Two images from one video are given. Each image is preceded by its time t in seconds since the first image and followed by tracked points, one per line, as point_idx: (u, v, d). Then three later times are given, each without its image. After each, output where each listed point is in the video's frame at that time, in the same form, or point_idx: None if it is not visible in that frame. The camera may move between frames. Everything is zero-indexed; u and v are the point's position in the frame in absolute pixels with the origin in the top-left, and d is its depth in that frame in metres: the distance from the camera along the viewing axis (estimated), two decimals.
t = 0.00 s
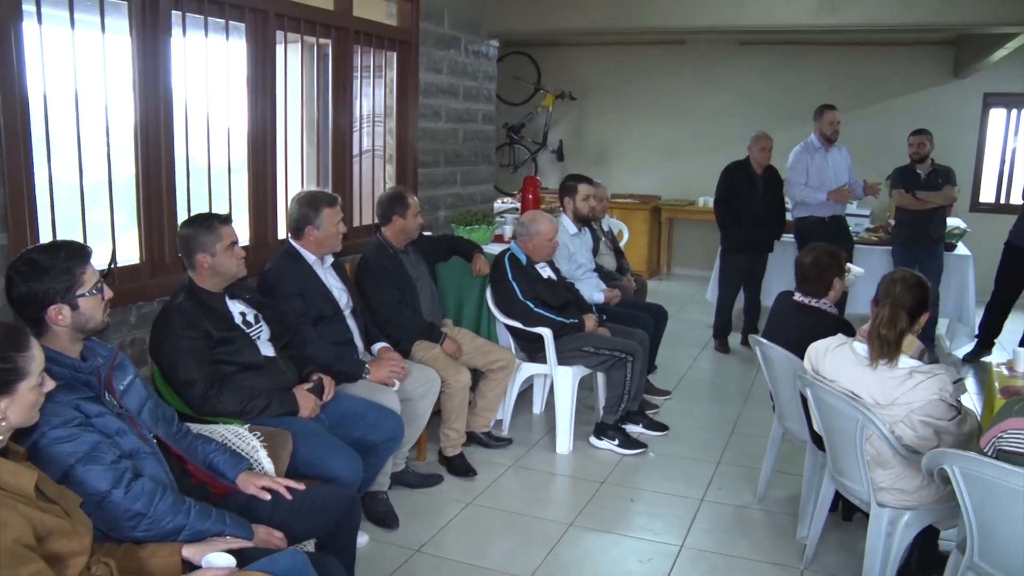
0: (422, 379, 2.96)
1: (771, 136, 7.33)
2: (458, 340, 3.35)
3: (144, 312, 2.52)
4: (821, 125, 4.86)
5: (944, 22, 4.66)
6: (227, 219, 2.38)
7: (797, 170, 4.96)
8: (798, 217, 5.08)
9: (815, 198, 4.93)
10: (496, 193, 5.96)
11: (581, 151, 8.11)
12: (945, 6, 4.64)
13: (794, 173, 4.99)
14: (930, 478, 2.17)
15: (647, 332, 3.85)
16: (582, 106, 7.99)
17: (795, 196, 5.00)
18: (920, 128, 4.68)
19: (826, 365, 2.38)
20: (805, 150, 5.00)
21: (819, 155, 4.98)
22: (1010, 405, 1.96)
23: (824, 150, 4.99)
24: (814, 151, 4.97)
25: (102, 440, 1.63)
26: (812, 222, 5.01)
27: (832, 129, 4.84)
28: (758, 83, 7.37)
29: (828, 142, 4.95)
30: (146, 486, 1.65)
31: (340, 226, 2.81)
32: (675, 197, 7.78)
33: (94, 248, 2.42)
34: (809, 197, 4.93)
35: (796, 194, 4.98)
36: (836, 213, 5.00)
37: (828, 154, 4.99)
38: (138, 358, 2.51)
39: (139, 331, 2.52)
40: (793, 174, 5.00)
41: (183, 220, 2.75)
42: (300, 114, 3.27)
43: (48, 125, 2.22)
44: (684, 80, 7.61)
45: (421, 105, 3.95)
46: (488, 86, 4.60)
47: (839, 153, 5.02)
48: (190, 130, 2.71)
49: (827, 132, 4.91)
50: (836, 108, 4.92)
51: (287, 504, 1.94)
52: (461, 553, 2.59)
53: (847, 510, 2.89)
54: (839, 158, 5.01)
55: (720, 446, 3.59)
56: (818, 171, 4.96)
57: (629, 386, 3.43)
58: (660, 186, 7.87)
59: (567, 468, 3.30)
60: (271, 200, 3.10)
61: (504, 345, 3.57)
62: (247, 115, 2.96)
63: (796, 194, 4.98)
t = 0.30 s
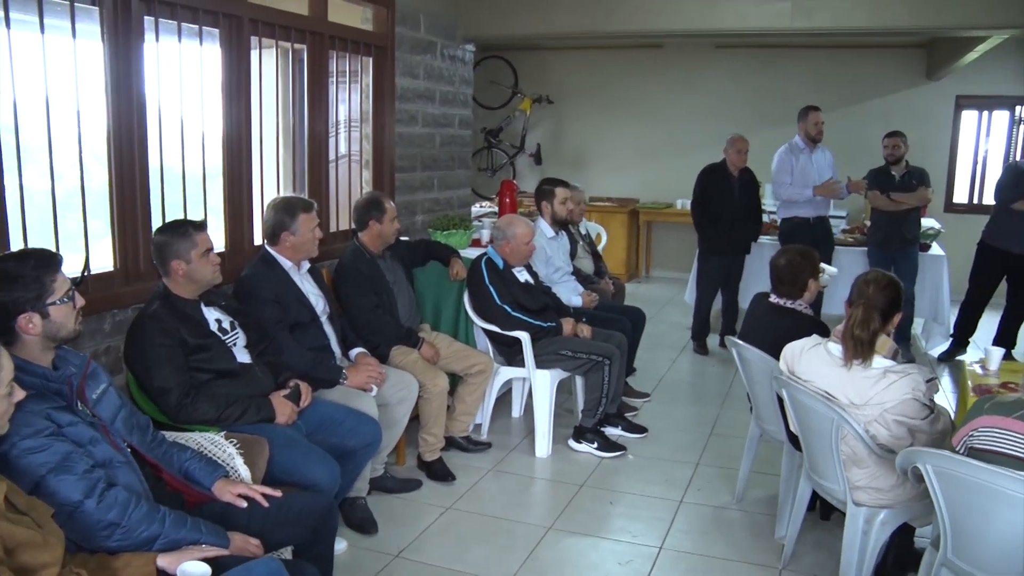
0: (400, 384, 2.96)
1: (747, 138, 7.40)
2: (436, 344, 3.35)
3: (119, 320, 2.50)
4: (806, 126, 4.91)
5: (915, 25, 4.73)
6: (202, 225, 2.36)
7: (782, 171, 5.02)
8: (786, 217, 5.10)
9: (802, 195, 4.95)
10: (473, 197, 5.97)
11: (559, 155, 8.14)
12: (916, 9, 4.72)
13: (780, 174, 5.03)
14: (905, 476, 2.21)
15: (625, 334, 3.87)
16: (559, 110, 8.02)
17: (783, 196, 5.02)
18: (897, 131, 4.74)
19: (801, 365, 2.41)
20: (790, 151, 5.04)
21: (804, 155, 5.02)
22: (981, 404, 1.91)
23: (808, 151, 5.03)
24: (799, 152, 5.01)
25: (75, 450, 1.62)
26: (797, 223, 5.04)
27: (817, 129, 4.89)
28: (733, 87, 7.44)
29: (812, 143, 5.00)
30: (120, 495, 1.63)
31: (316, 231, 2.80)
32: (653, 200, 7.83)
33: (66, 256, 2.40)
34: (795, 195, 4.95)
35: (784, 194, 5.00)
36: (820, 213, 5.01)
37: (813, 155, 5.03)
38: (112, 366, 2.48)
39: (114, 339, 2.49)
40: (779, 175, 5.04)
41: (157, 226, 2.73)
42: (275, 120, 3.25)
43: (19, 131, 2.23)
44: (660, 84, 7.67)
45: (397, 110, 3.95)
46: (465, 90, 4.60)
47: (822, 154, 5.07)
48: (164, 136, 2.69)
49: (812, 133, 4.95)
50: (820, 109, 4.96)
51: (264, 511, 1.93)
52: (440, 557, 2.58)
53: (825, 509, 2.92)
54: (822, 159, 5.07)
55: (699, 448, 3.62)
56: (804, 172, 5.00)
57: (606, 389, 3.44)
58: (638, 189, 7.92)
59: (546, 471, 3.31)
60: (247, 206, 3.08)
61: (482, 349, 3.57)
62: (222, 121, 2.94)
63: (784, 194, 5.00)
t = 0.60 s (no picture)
0: (378, 386, 2.95)
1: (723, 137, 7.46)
2: (414, 346, 3.35)
3: (93, 325, 2.47)
4: (791, 122, 4.94)
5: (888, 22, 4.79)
6: (176, 229, 2.34)
7: (767, 167, 5.06)
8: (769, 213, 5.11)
9: (789, 190, 4.99)
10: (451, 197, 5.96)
11: (536, 155, 8.15)
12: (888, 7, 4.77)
13: (766, 169, 5.06)
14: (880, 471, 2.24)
15: (603, 333, 3.89)
16: (536, 110, 8.04)
17: (768, 191, 5.04)
18: (871, 126, 4.80)
19: (777, 362, 2.44)
20: (775, 148, 5.09)
21: (789, 152, 5.07)
22: (951, 396, 1.88)
23: (793, 147, 5.07)
24: (784, 148, 5.06)
25: (47, 457, 1.60)
26: (782, 218, 5.04)
27: (801, 125, 4.93)
28: (708, 86, 7.50)
29: (797, 139, 5.05)
30: (93, 502, 1.61)
31: (292, 234, 2.78)
32: (630, 200, 7.87)
33: (38, 260, 2.37)
34: (783, 189, 4.98)
35: (769, 189, 5.03)
36: (804, 209, 5.04)
37: (797, 151, 5.08)
38: (86, 372, 2.45)
39: (88, 344, 2.46)
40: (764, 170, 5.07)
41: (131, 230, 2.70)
42: (250, 121, 3.23)
43: None
44: (636, 83, 7.71)
45: (373, 111, 3.94)
46: (441, 91, 4.60)
47: (806, 150, 5.12)
48: (137, 138, 2.67)
49: (797, 129, 4.99)
50: (805, 106, 5.00)
51: (241, 515, 1.92)
52: (420, 559, 2.58)
53: (803, 505, 2.95)
54: (806, 155, 5.11)
55: (678, 445, 3.64)
56: (789, 167, 5.04)
57: (585, 388, 3.45)
58: (616, 188, 7.95)
59: (526, 471, 3.32)
60: (222, 209, 3.06)
61: (460, 350, 3.57)
62: (195, 123, 2.92)
63: (769, 189, 5.02)
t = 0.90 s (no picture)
0: (355, 390, 2.94)
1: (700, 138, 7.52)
2: (391, 349, 3.34)
3: (65, 331, 2.45)
4: (775, 122, 4.98)
5: (861, 23, 4.83)
6: (150, 234, 2.32)
7: (752, 167, 5.09)
8: (750, 213, 5.15)
9: (774, 189, 5.03)
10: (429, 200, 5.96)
11: (514, 156, 8.16)
12: (861, 7, 4.83)
13: (751, 169, 5.09)
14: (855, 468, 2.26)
15: (580, 334, 3.90)
16: (513, 112, 8.05)
17: (755, 189, 5.07)
18: (846, 131, 4.82)
19: (752, 361, 2.46)
20: (759, 148, 5.14)
21: (772, 152, 5.12)
22: (924, 392, 1.91)
23: (777, 148, 5.12)
24: (768, 148, 5.10)
25: (16, 466, 1.58)
26: (764, 217, 5.09)
27: (786, 126, 4.97)
28: (684, 88, 7.56)
29: (781, 140, 5.09)
30: (64, 511, 1.60)
31: (267, 238, 2.77)
32: (608, 201, 7.92)
33: (9, 267, 2.34)
34: (769, 189, 5.03)
35: (756, 188, 5.06)
36: (786, 209, 5.09)
37: (780, 152, 5.13)
38: (59, 379, 2.43)
39: (60, 351, 2.44)
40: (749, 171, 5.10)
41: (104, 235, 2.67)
42: (224, 125, 3.21)
43: None
44: (612, 85, 7.75)
45: (349, 113, 3.93)
46: (417, 93, 4.59)
47: (789, 151, 5.17)
48: (109, 142, 2.64)
49: (781, 130, 5.04)
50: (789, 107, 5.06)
51: (216, 521, 1.92)
52: (398, 562, 2.58)
53: (781, 503, 2.98)
54: (788, 156, 5.17)
55: (657, 445, 3.67)
56: (772, 168, 5.10)
57: (563, 389, 3.46)
58: (593, 190, 7.99)
59: (505, 473, 3.32)
60: (197, 213, 3.03)
61: (437, 353, 3.57)
62: (168, 126, 2.90)
63: (756, 188, 5.05)
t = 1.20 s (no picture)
0: (327, 391, 2.93)
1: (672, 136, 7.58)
2: (363, 350, 3.33)
3: (30, 336, 2.42)
4: (752, 121, 5.04)
5: (829, 21, 4.89)
6: (116, 236, 2.29)
7: (729, 165, 5.15)
8: (723, 210, 5.23)
9: (750, 190, 5.08)
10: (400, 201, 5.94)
11: (486, 156, 8.17)
12: (829, 5, 4.89)
13: (728, 167, 5.14)
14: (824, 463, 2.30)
15: (552, 333, 3.92)
16: (485, 112, 8.06)
17: (730, 188, 5.14)
18: (816, 130, 4.85)
19: (722, 358, 2.49)
20: (735, 145, 5.20)
21: (748, 150, 5.19)
22: (891, 386, 1.94)
23: (753, 146, 5.19)
24: (744, 146, 5.18)
25: None
26: (735, 216, 5.13)
27: (763, 126, 5.04)
28: (655, 87, 7.61)
29: (757, 139, 5.16)
30: (27, 519, 1.58)
31: (236, 240, 2.75)
32: (580, 200, 7.95)
33: None
34: (744, 188, 5.08)
35: (732, 186, 5.12)
36: (760, 208, 5.13)
37: (757, 150, 5.20)
38: (23, 385, 2.40)
39: (24, 356, 2.40)
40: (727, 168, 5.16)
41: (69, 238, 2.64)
42: (192, 125, 3.18)
43: None
44: (583, 84, 7.79)
45: (318, 114, 3.91)
46: (388, 93, 4.58)
47: (765, 150, 5.24)
48: (74, 142, 2.61)
49: (758, 129, 5.11)
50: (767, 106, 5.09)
51: (184, 526, 1.91)
52: (372, 565, 2.57)
53: (754, 498, 3.02)
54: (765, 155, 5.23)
55: (630, 443, 3.69)
56: (748, 166, 5.16)
57: (535, 388, 3.48)
58: (565, 189, 8.02)
59: (479, 473, 3.33)
60: (165, 216, 3.00)
61: (410, 353, 3.57)
62: (134, 126, 2.87)
63: (731, 186, 5.12)
